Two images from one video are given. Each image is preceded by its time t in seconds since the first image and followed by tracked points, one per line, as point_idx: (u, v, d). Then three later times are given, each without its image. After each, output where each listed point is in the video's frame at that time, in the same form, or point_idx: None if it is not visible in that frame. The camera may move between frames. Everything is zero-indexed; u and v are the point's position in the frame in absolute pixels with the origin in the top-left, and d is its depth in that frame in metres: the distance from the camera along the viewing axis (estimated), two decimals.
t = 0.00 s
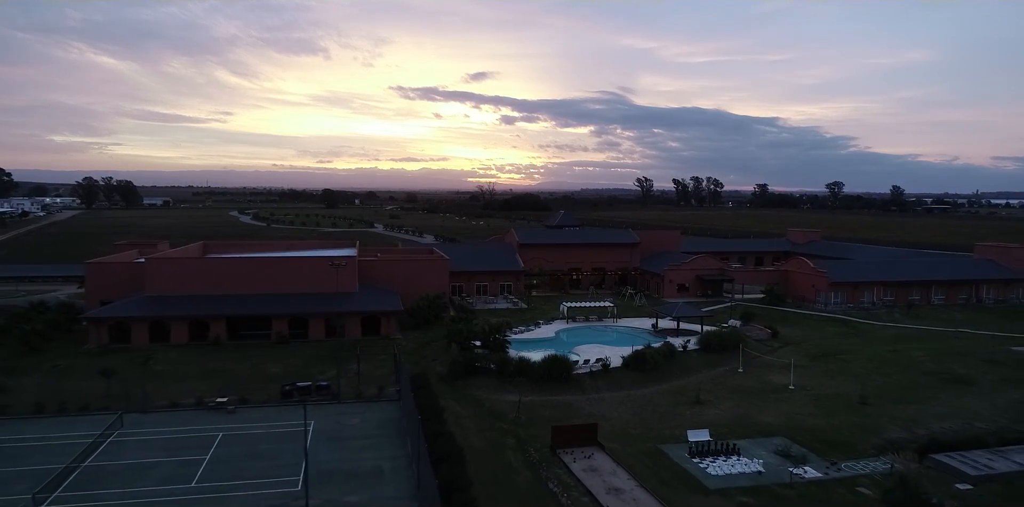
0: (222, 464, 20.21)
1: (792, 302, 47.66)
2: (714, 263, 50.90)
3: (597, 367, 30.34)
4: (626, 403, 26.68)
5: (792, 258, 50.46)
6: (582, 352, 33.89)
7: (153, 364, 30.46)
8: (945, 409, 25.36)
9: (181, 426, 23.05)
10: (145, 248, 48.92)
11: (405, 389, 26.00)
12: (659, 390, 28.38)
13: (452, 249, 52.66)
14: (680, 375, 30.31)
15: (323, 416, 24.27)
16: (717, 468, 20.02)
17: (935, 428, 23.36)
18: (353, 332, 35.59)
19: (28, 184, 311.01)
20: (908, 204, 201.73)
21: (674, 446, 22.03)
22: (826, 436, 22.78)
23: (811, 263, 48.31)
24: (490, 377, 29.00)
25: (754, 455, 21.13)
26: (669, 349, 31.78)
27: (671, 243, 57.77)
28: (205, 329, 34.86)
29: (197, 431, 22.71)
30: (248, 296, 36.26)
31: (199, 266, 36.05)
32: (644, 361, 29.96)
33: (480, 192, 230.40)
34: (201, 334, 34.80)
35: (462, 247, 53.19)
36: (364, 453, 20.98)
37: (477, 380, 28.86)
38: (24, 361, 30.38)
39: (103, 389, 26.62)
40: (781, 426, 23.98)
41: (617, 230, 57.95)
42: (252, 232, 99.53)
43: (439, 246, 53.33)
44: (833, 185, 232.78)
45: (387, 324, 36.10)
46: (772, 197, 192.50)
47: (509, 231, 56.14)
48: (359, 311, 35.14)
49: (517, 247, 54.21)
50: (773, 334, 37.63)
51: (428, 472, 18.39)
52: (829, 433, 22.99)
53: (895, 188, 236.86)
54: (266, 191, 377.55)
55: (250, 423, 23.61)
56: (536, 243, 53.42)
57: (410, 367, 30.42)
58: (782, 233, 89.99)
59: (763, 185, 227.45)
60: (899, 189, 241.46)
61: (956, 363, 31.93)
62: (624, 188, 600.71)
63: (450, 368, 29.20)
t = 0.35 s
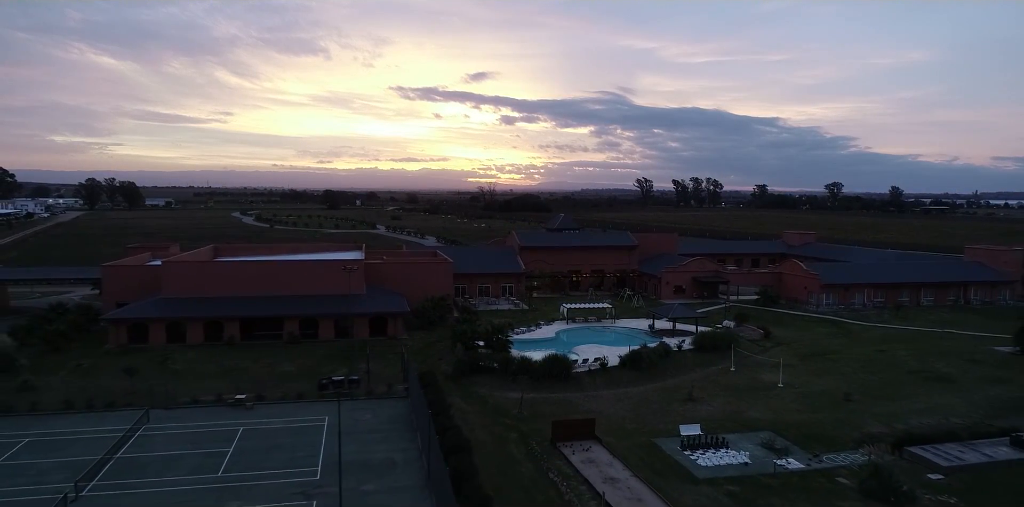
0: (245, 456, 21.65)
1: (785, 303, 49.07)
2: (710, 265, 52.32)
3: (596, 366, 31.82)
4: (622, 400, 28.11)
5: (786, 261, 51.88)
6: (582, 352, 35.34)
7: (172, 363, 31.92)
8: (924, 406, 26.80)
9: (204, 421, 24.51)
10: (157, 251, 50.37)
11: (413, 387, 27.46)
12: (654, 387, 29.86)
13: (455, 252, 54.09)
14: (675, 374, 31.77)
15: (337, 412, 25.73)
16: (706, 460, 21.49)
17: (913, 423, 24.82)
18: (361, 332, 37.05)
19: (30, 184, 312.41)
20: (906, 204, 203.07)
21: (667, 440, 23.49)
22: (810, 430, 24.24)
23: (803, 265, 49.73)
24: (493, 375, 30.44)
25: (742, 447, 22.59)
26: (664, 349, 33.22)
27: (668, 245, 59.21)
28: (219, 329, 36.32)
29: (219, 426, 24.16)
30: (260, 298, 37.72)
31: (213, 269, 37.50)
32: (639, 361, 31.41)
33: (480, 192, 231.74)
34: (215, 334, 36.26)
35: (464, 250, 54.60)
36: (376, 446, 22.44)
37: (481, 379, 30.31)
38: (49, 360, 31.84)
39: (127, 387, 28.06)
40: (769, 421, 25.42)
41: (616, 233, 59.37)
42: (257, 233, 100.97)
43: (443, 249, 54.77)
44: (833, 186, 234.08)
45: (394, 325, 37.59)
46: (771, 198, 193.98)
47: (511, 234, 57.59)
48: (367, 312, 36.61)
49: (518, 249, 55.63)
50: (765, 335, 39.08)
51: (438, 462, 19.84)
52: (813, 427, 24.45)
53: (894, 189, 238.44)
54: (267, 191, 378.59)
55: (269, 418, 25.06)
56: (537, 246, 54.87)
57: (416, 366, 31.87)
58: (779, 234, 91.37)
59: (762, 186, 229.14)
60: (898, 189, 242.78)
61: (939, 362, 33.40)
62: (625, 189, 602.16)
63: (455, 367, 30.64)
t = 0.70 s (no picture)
0: (264, 450, 23.03)
1: (779, 305, 50.45)
2: (707, 268, 53.67)
3: (594, 365, 33.21)
4: (619, 397, 29.50)
5: (780, 263, 53.24)
6: (582, 352, 36.72)
7: (188, 362, 33.32)
8: (907, 403, 28.18)
9: (223, 417, 25.88)
10: (169, 254, 51.81)
11: (420, 385, 28.85)
12: (650, 386, 31.23)
13: (458, 254, 55.48)
14: (670, 373, 33.15)
15: (349, 409, 27.11)
16: (698, 453, 22.88)
17: (895, 419, 26.21)
18: (368, 333, 38.44)
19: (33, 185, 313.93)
20: (905, 205, 204.19)
21: (661, 435, 24.87)
22: (796, 425, 25.62)
23: (797, 268, 51.09)
24: (496, 374, 31.80)
25: (732, 441, 23.98)
26: (660, 349, 34.58)
27: (666, 248, 60.57)
28: (232, 330, 37.71)
29: (238, 422, 25.53)
30: (271, 300, 39.11)
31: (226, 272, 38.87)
32: (636, 360, 32.78)
33: (481, 191, 233.18)
34: (228, 335, 37.65)
35: (467, 252, 55.97)
36: (387, 440, 23.82)
37: (484, 377, 31.67)
38: (70, 359, 33.23)
39: (148, 385, 29.43)
40: (758, 417, 26.80)
41: (615, 236, 60.73)
42: (262, 234, 102.47)
43: (446, 252, 56.16)
44: (832, 186, 235.39)
45: (400, 326, 38.97)
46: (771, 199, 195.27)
47: (512, 237, 58.97)
48: (374, 314, 37.99)
49: (519, 252, 56.99)
50: (758, 335, 40.45)
51: (446, 454, 21.23)
52: (799, 423, 25.83)
53: (895, 189, 239.19)
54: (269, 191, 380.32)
55: (284, 415, 26.41)
56: (537, 248, 56.27)
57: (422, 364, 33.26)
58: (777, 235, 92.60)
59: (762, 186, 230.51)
60: (898, 189, 244.02)
61: (924, 361, 34.79)
62: (626, 189, 603.42)
63: (459, 366, 32.01)
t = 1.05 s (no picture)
0: (280, 445, 24.33)
1: (773, 306, 51.73)
2: (704, 270, 54.93)
3: (593, 365, 34.53)
4: (617, 396, 30.79)
5: (775, 266, 54.50)
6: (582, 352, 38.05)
7: (201, 361, 34.59)
8: (893, 401, 29.45)
9: (239, 414, 27.17)
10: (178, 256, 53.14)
11: (425, 384, 30.14)
12: (646, 384, 32.54)
13: (461, 256, 56.74)
14: (666, 372, 34.44)
15: (358, 407, 28.38)
16: (690, 448, 24.19)
17: (880, 416, 27.49)
18: (375, 333, 39.74)
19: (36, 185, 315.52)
20: (903, 206, 205.37)
21: (656, 431, 26.17)
22: (784, 422, 26.93)
23: (792, 270, 52.36)
24: (498, 373, 33.08)
25: (723, 437, 25.28)
26: (657, 349, 35.87)
27: (664, 250, 61.82)
28: (243, 331, 38.98)
29: (254, 418, 26.84)
30: (280, 302, 40.39)
31: (236, 275, 40.17)
32: (633, 361, 34.07)
33: (482, 192, 234.56)
34: (239, 335, 38.93)
35: (469, 254, 57.23)
36: (396, 435, 25.10)
37: (487, 376, 32.96)
38: (88, 359, 34.50)
39: (165, 384, 30.72)
40: (749, 414, 28.08)
41: (614, 238, 61.97)
42: (267, 236, 103.77)
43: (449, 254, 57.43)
44: (831, 188, 236.38)
45: (405, 326, 40.28)
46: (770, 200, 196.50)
47: (513, 239, 60.23)
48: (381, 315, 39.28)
49: (520, 254, 58.24)
50: (752, 336, 41.74)
51: (453, 448, 22.52)
52: (788, 420, 27.13)
53: (893, 190, 240.37)
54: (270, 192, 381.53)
55: (298, 412, 27.70)
56: (538, 251, 57.52)
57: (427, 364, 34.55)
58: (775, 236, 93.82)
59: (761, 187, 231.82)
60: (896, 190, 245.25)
61: (911, 361, 36.06)
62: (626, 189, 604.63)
63: (463, 366, 33.30)
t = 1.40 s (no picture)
0: (292, 441, 25.48)
1: (768, 308, 52.88)
2: (701, 272, 56.04)
3: (591, 364, 35.72)
4: (615, 394, 31.93)
5: (771, 268, 55.61)
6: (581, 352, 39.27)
7: (213, 362, 35.73)
8: (880, 400, 30.57)
9: (252, 412, 28.32)
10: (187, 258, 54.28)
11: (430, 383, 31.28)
12: (643, 384, 33.68)
13: (463, 258, 57.84)
14: (662, 372, 35.57)
15: (366, 405, 29.52)
16: (684, 444, 25.32)
17: (867, 414, 28.62)
18: (380, 334, 40.87)
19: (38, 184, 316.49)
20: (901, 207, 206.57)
21: (652, 428, 27.29)
22: (775, 419, 28.07)
23: (787, 272, 53.47)
24: (500, 373, 34.21)
25: (716, 434, 26.40)
26: (654, 350, 37.03)
27: (662, 252, 62.94)
28: (252, 332, 40.12)
29: (266, 416, 27.98)
30: (287, 303, 41.53)
31: (245, 277, 41.28)
32: (630, 361, 35.22)
33: (483, 193, 235.78)
34: (248, 336, 40.07)
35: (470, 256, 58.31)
36: (403, 432, 26.23)
37: (490, 375, 34.10)
38: (103, 359, 35.67)
39: (179, 383, 31.89)
40: (741, 413, 29.22)
41: (613, 240, 63.06)
42: (270, 237, 104.88)
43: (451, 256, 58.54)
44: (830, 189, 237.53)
45: (409, 327, 41.43)
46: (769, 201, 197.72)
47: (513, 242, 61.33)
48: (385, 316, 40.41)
49: (520, 256, 59.33)
50: (746, 336, 42.89)
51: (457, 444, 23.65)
52: (778, 418, 28.26)
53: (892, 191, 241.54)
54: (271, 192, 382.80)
55: (308, 410, 28.85)
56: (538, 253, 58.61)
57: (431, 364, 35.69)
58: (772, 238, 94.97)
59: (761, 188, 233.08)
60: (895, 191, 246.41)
61: (900, 361, 37.18)
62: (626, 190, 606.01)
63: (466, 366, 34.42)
